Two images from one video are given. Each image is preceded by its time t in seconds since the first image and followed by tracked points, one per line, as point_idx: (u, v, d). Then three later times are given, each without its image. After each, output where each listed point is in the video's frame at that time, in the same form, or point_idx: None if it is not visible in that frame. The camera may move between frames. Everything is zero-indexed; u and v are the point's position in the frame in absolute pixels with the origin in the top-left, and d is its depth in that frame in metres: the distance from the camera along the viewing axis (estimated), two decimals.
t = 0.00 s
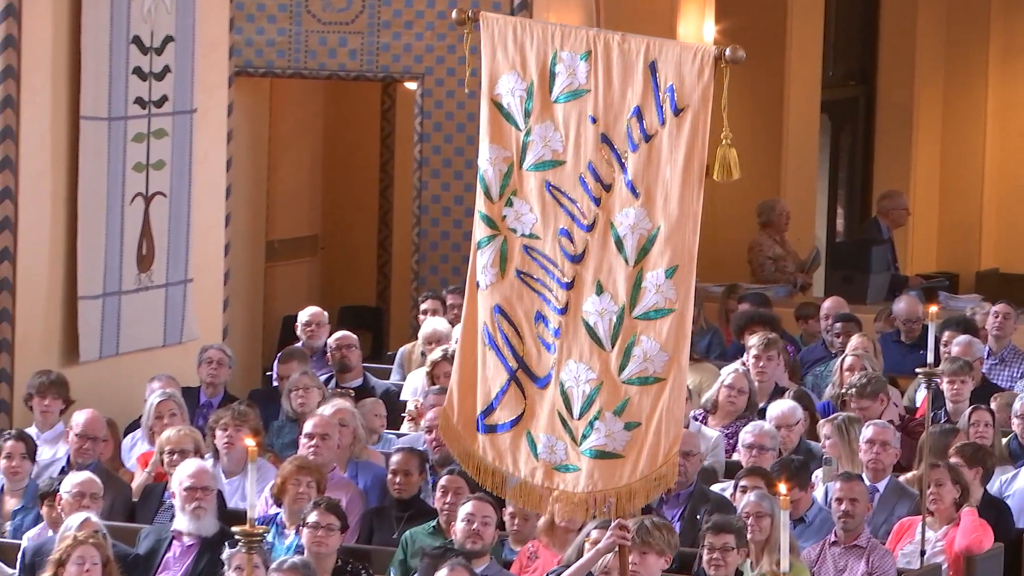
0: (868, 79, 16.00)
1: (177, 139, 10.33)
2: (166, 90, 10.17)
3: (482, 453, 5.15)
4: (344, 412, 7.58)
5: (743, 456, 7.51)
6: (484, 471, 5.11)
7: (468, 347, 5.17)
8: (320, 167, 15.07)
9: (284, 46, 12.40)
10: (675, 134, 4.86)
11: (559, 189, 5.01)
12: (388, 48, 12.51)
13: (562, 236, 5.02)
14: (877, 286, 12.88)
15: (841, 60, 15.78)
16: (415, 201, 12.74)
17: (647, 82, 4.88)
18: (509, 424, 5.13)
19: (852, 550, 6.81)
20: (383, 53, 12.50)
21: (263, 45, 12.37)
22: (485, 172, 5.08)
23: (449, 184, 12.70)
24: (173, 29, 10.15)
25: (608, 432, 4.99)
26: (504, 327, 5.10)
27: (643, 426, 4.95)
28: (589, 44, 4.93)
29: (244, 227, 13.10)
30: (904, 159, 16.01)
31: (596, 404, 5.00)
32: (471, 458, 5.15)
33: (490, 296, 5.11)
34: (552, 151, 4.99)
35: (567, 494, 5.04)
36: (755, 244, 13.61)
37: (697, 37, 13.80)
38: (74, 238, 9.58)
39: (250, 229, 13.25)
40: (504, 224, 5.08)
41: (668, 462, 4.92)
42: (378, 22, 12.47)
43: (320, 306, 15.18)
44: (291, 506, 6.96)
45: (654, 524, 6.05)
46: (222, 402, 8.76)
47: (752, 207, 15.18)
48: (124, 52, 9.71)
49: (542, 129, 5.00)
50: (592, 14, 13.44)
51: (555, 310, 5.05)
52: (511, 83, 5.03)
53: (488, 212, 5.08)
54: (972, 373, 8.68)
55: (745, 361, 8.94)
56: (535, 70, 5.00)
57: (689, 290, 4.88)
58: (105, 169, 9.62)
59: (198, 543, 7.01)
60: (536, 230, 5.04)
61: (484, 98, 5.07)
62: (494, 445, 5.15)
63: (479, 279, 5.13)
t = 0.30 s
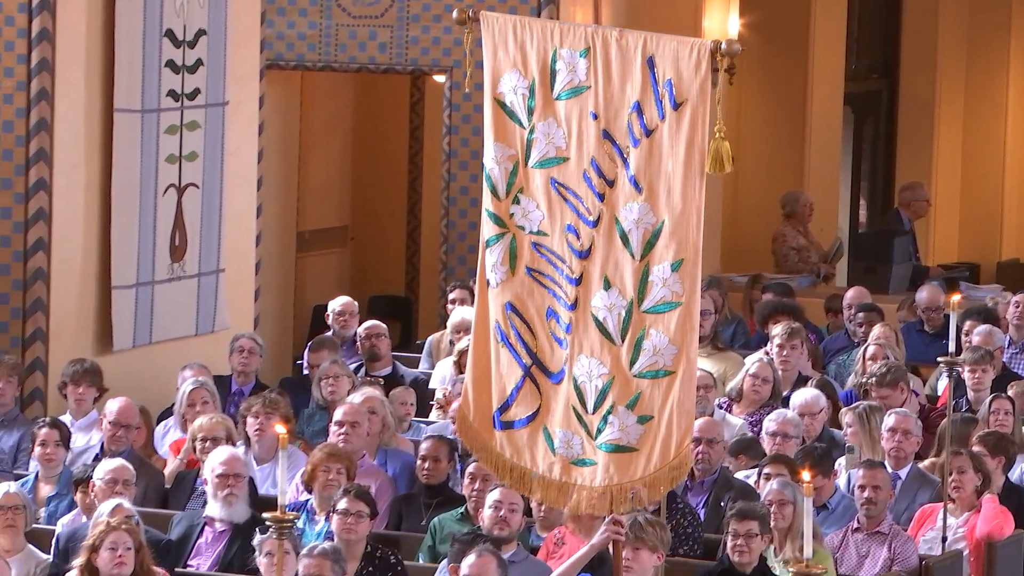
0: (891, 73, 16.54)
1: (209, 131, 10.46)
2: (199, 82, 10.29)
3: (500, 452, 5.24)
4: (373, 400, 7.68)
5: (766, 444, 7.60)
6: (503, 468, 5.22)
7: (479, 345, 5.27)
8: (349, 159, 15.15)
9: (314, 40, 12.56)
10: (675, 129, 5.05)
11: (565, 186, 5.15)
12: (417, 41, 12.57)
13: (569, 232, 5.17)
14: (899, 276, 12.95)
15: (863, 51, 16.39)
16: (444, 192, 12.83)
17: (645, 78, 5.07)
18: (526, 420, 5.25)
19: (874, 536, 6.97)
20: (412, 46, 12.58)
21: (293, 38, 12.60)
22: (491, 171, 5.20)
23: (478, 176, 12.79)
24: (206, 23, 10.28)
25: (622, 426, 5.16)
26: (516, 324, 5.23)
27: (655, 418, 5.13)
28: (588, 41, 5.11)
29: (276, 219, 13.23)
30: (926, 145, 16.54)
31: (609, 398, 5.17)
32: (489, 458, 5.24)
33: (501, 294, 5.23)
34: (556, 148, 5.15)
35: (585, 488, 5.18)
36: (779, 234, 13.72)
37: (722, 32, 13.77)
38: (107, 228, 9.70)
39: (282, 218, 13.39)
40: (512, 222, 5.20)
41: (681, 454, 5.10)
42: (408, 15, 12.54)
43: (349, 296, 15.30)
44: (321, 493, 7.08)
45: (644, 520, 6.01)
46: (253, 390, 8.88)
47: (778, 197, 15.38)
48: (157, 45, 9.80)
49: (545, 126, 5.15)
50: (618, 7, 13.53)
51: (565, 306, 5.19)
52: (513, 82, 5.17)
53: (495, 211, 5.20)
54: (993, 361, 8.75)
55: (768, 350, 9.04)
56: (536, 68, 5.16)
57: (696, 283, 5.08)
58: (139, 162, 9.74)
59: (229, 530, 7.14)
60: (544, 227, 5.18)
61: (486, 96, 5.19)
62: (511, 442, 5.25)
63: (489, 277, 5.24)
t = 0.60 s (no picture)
0: (902, 67, 16.97)
1: (237, 124, 10.71)
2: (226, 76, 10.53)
3: (509, 441, 4.98)
4: (397, 386, 7.88)
5: (782, 429, 7.77)
6: (514, 454, 4.96)
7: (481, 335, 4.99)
8: (374, 149, 15.33)
9: (341, 34, 12.65)
10: (667, 112, 4.77)
11: (561, 172, 4.88)
12: (440, 36, 12.69)
13: (567, 219, 4.89)
14: (912, 265, 13.10)
15: (877, 47, 16.77)
16: (466, 182, 13.00)
17: (636, 63, 4.78)
18: (534, 406, 4.97)
19: (887, 520, 7.18)
20: (436, 40, 12.69)
21: (320, 33, 12.67)
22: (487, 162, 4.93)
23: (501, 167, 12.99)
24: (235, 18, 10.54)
25: (623, 410, 4.88)
26: (519, 313, 4.95)
27: (655, 402, 4.86)
28: (579, 29, 4.83)
29: (303, 207, 13.46)
30: (939, 139, 16.94)
31: (610, 382, 4.89)
32: (502, 446, 4.98)
33: (501, 283, 4.95)
34: (551, 136, 4.87)
35: (592, 473, 4.92)
36: (794, 224, 13.89)
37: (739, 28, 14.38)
38: (137, 219, 9.89)
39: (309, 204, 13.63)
40: (510, 212, 4.93)
41: (682, 438, 4.82)
42: (431, 11, 12.69)
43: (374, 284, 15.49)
44: (347, 477, 7.24)
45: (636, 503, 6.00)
46: (280, 376, 9.06)
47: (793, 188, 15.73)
48: (186, 39, 10.03)
49: (539, 115, 4.88)
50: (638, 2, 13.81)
51: (567, 292, 4.92)
52: (505, 72, 4.89)
53: (492, 200, 4.92)
54: (1004, 349, 8.89)
55: (784, 338, 9.20)
56: (528, 58, 4.88)
57: (693, 266, 4.79)
58: (169, 154, 9.97)
59: (257, 513, 7.32)
60: (541, 215, 4.91)
61: (479, 88, 4.92)
62: (520, 428, 4.99)
63: (489, 267, 4.96)
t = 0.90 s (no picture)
0: (911, 59, 17.15)
1: (259, 115, 10.88)
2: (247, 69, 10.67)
3: (500, 433, 5.16)
4: (416, 371, 8.07)
5: (792, 413, 7.94)
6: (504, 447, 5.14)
7: (474, 327, 5.16)
8: (393, 139, 15.50)
9: (361, 27, 12.78)
10: (657, 109, 4.99)
11: (553, 168, 5.08)
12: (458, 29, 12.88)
13: (559, 213, 5.09)
14: (919, 253, 13.28)
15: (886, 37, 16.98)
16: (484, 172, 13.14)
17: (628, 60, 5.00)
18: (524, 399, 5.16)
19: (894, 502, 7.38)
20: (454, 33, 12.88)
21: (340, 25, 12.76)
22: (481, 156, 5.11)
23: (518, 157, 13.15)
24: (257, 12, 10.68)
25: (611, 402, 5.09)
26: (511, 306, 5.13)
27: (641, 394, 5.07)
28: (572, 26, 5.04)
29: (322, 194, 13.63)
30: (944, 131, 17.14)
31: (600, 373, 5.09)
32: (492, 439, 5.15)
33: (494, 276, 5.13)
34: (544, 131, 5.07)
35: (581, 463, 5.12)
36: (803, 213, 14.10)
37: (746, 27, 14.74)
38: (162, 208, 10.09)
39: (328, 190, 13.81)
40: (503, 206, 5.11)
41: (667, 429, 5.04)
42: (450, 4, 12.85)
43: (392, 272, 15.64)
44: (367, 460, 7.42)
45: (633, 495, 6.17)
46: (301, 361, 9.25)
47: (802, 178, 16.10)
48: (211, 31, 10.20)
49: (533, 111, 5.07)
50: None
51: (558, 286, 5.12)
52: (500, 69, 5.08)
53: (486, 195, 5.11)
54: (1010, 335, 9.06)
55: (793, 324, 9.36)
56: (522, 55, 5.08)
57: (680, 259, 5.01)
58: (193, 144, 10.15)
59: (278, 495, 7.51)
60: (534, 209, 5.10)
61: (474, 84, 5.10)
62: (510, 420, 5.17)
63: (482, 261, 5.14)
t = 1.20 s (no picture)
0: (918, 47, 17.31)
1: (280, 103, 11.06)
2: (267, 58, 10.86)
3: (483, 420, 5.27)
4: (433, 354, 8.25)
5: (800, 395, 8.13)
6: (488, 436, 5.25)
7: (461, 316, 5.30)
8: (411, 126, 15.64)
9: (380, 17, 12.96)
10: (649, 106, 5.09)
11: (542, 162, 5.19)
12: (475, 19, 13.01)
13: (547, 207, 5.21)
14: (926, 238, 13.45)
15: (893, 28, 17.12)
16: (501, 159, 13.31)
17: (621, 57, 5.10)
18: (509, 389, 5.27)
19: (901, 482, 7.55)
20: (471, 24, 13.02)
21: (359, 15, 12.96)
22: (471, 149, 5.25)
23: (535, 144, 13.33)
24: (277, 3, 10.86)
25: (596, 395, 5.18)
26: (498, 297, 5.26)
27: (627, 387, 5.16)
28: (565, 22, 5.15)
29: (341, 180, 13.82)
30: (951, 118, 17.30)
31: (585, 366, 5.18)
32: (475, 426, 5.27)
33: (482, 268, 5.27)
34: (534, 126, 5.19)
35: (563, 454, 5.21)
36: (812, 199, 14.26)
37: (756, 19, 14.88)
38: (185, 195, 10.27)
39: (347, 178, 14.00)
40: (492, 198, 5.25)
41: (653, 422, 5.12)
42: None
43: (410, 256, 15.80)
44: (385, 440, 7.60)
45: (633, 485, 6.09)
46: (321, 344, 9.43)
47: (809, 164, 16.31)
48: (233, 22, 10.38)
49: (523, 105, 5.19)
50: None
51: (544, 279, 5.23)
52: (491, 63, 5.21)
53: (475, 187, 5.25)
54: (1015, 319, 9.22)
55: (803, 308, 9.52)
56: (514, 49, 5.19)
57: (668, 255, 5.10)
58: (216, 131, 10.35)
59: (298, 475, 7.69)
60: (523, 203, 5.22)
61: (466, 78, 5.23)
62: (495, 410, 5.28)
63: (471, 252, 5.27)
